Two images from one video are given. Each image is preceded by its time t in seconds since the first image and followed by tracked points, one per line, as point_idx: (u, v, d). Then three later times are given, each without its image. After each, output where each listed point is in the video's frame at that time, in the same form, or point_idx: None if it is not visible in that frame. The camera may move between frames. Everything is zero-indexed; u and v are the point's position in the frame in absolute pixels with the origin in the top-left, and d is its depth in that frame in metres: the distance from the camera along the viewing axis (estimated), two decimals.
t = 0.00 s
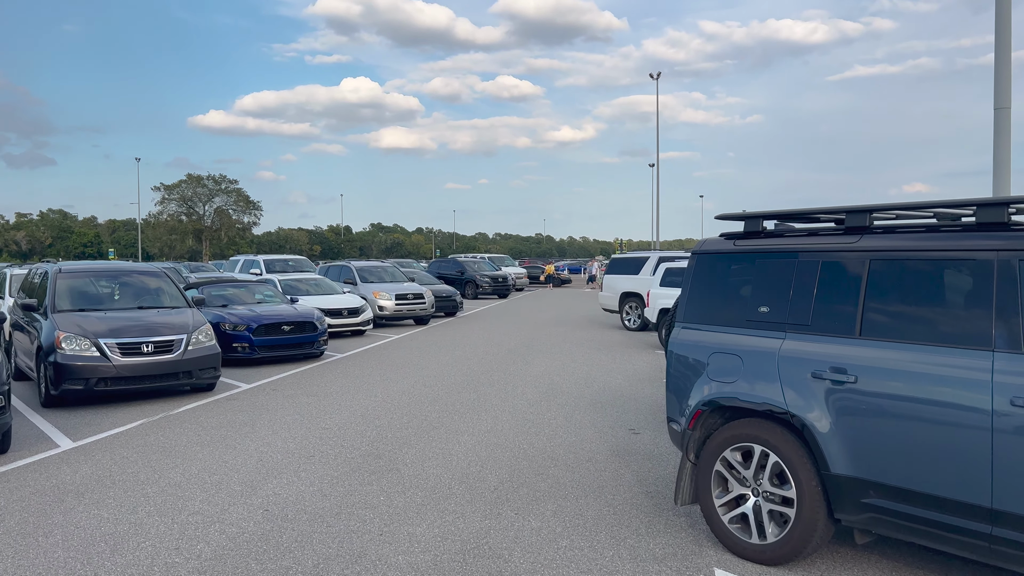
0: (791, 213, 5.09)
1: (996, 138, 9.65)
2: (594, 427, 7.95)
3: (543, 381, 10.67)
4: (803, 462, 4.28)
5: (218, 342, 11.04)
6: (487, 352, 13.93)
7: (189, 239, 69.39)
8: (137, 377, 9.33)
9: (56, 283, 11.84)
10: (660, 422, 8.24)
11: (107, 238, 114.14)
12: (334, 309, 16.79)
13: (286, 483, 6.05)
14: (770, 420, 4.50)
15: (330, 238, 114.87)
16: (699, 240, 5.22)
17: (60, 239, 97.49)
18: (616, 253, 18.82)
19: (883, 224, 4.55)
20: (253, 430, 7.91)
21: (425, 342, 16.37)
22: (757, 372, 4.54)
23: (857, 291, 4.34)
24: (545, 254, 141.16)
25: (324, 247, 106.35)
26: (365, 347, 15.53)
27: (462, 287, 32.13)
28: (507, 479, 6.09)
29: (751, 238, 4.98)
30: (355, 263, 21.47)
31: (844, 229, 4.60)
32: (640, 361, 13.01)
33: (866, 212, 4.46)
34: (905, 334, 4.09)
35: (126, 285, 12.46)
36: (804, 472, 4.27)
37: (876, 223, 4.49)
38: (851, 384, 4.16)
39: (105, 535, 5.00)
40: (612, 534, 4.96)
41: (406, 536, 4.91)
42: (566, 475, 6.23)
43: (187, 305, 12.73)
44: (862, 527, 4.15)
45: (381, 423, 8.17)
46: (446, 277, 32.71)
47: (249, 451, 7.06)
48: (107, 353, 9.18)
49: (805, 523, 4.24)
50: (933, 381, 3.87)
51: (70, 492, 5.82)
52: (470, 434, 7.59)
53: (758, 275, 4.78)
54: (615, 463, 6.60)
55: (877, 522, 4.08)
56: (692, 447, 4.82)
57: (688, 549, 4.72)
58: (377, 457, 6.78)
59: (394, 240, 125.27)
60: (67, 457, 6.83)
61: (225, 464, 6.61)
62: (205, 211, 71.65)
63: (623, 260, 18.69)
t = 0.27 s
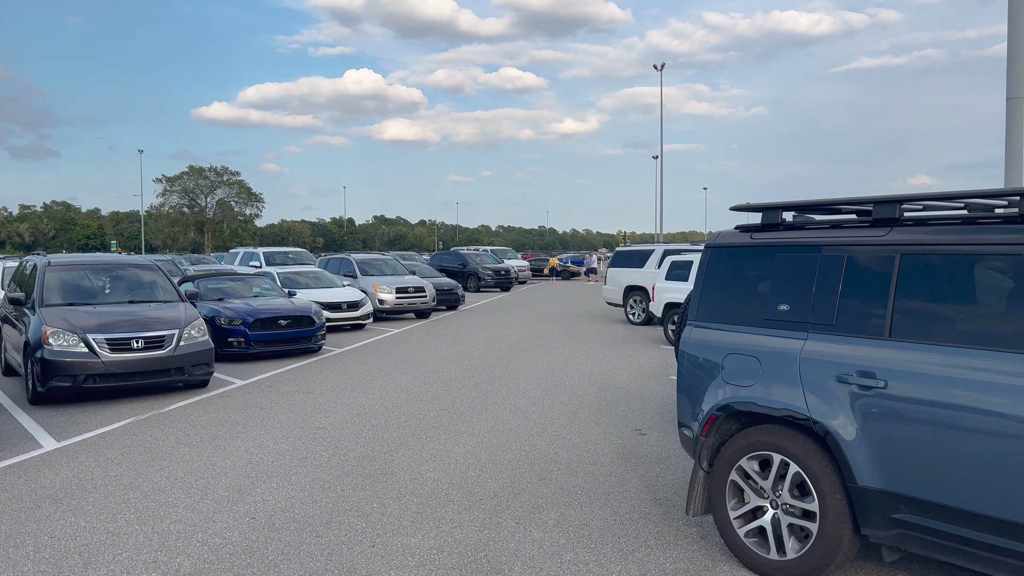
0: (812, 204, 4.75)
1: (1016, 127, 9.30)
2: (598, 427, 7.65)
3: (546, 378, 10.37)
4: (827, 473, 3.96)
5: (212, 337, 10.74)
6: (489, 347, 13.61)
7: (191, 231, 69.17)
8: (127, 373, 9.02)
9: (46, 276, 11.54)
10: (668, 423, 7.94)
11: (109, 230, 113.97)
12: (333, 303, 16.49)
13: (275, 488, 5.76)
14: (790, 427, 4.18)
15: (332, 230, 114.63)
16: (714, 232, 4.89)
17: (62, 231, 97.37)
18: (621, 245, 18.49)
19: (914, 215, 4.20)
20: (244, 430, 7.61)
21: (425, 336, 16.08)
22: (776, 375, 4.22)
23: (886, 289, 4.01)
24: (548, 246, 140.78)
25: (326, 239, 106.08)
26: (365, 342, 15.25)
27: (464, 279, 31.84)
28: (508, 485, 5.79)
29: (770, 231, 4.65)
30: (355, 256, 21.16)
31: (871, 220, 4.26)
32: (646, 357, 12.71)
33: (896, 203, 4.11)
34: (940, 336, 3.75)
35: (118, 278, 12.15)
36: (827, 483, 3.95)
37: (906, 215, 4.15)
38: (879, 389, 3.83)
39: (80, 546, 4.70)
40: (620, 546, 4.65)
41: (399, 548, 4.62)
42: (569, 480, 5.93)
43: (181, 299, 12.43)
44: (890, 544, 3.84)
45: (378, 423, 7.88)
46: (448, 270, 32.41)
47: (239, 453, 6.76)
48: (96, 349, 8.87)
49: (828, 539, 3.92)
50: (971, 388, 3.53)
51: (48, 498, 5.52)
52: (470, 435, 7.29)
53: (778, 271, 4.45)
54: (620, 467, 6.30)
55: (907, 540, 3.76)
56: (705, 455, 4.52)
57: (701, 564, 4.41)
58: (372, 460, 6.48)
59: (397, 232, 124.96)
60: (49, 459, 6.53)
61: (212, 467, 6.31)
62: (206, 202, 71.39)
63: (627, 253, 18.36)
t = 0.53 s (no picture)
0: (840, 198, 4.40)
1: None
2: (605, 433, 7.32)
3: (550, 379, 10.04)
4: (859, 491, 3.62)
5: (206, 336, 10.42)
6: (491, 347, 13.30)
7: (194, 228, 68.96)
8: (116, 373, 8.70)
9: (38, 273, 11.24)
10: (677, 428, 7.61)
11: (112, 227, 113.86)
12: (333, 301, 16.18)
13: (264, 498, 5.44)
14: (817, 440, 3.84)
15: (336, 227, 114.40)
16: (733, 229, 4.55)
17: (66, 227, 97.31)
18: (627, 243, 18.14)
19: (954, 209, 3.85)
20: (236, 434, 7.30)
21: (427, 335, 15.77)
22: (803, 384, 3.88)
23: (925, 290, 3.66)
24: (551, 245, 140.41)
25: (329, 237, 105.86)
26: (365, 341, 14.93)
27: (467, 277, 31.53)
28: (510, 496, 5.47)
29: (795, 227, 4.31)
30: (357, 253, 20.84)
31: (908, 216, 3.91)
32: (652, 358, 12.38)
33: (936, 196, 3.76)
34: (986, 342, 3.39)
35: (112, 275, 11.84)
36: (860, 502, 3.61)
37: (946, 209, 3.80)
38: (919, 401, 3.48)
39: (51, 562, 4.39)
40: (631, 565, 4.33)
41: (393, 566, 4.30)
42: (576, 490, 5.61)
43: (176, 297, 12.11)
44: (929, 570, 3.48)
45: (375, 426, 7.55)
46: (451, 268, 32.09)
47: (228, 459, 6.45)
48: (84, 348, 8.55)
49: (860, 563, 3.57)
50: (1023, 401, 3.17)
51: (23, 508, 5.21)
52: (470, 441, 6.96)
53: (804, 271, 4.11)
54: (630, 476, 5.97)
55: (948, 566, 3.40)
56: (724, 468, 4.19)
57: None
58: (367, 468, 6.16)
59: (400, 230, 124.68)
60: (28, 464, 6.21)
61: (200, 474, 6.00)
62: (209, 199, 71.17)
63: (633, 251, 18.01)
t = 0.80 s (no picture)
0: (868, 202, 4.08)
1: None
2: (610, 446, 7.01)
3: (553, 388, 9.74)
4: (892, 525, 3.30)
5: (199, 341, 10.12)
6: (493, 353, 13.00)
7: (195, 228, 68.76)
8: (104, 381, 8.41)
9: (27, 276, 10.94)
10: (686, 441, 7.30)
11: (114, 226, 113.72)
12: (331, 304, 15.88)
13: (250, 520, 5.13)
14: (845, 467, 3.52)
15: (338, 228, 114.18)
16: (752, 236, 4.24)
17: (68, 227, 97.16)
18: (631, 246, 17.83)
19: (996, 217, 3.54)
20: (225, 446, 7.00)
21: (427, 339, 15.47)
22: (830, 405, 3.57)
23: (965, 306, 3.33)
24: (554, 246, 140.10)
25: (331, 237, 105.61)
26: (364, 345, 14.63)
27: (469, 279, 31.24)
28: (511, 518, 5.16)
29: (820, 234, 3.99)
30: (357, 255, 20.55)
31: (945, 223, 3.60)
32: (658, 365, 12.07)
33: (977, 203, 3.45)
34: None
35: (104, 277, 11.55)
36: (893, 537, 3.29)
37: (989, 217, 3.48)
38: (959, 428, 3.16)
39: None
40: None
41: None
42: (580, 511, 5.30)
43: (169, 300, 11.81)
44: None
45: (371, 438, 7.25)
46: (452, 269, 31.79)
47: (215, 474, 6.15)
48: (70, 355, 8.26)
49: None
50: None
51: None
52: (469, 455, 6.65)
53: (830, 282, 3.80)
54: (637, 496, 5.66)
55: None
56: (743, 496, 3.87)
57: None
58: (360, 485, 5.86)
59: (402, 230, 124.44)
60: (5, 479, 5.91)
61: (184, 492, 5.70)
62: (211, 199, 70.94)
63: (637, 254, 17.69)
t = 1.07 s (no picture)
0: (895, 193, 3.76)
1: None
2: (612, 453, 6.69)
3: (554, 391, 9.43)
4: (926, 547, 2.97)
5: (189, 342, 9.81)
6: (493, 355, 12.70)
7: (197, 228, 68.57)
8: (87, 383, 8.10)
9: (13, 275, 10.63)
10: (692, 448, 6.97)
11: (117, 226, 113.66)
12: (329, 304, 15.58)
13: (229, 532, 4.82)
14: (870, 483, 3.20)
15: (340, 228, 113.98)
16: (768, 229, 3.92)
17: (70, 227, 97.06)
18: (634, 246, 17.51)
19: None
20: (210, 452, 6.69)
21: (426, 340, 15.16)
22: (854, 414, 3.25)
23: (1007, 305, 3.01)
24: (557, 247, 139.77)
25: (334, 238, 105.40)
26: (361, 346, 14.33)
27: (470, 280, 30.96)
28: (507, 531, 4.84)
29: (842, 227, 3.67)
30: (356, 254, 20.25)
31: (983, 215, 3.27)
32: (662, 367, 11.75)
33: (1020, 192, 3.12)
34: None
35: (94, 276, 11.25)
36: (926, 561, 2.96)
37: None
38: (1001, 441, 2.83)
39: None
40: None
41: None
42: (581, 525, 4.98)
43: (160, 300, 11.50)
44: None
45: (362, 444, 6.93)
46: (454, 270, 31.47)
47: (197, 482, 5.84)
48: (52, 356, 7.94)
49: None
50: None
51: None
52: (464, 462, 6.34)
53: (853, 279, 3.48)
54: (641, 507, 5.34)
55: None
56: (757, 513, 3.55)
57: None
58: (349, 495, 5.55)
59: (406, 231, 124.21)
60: None
61: (163, 501, 5.39)
62: (213, 199, 70.74)
63: (641, 254, 17.36)
